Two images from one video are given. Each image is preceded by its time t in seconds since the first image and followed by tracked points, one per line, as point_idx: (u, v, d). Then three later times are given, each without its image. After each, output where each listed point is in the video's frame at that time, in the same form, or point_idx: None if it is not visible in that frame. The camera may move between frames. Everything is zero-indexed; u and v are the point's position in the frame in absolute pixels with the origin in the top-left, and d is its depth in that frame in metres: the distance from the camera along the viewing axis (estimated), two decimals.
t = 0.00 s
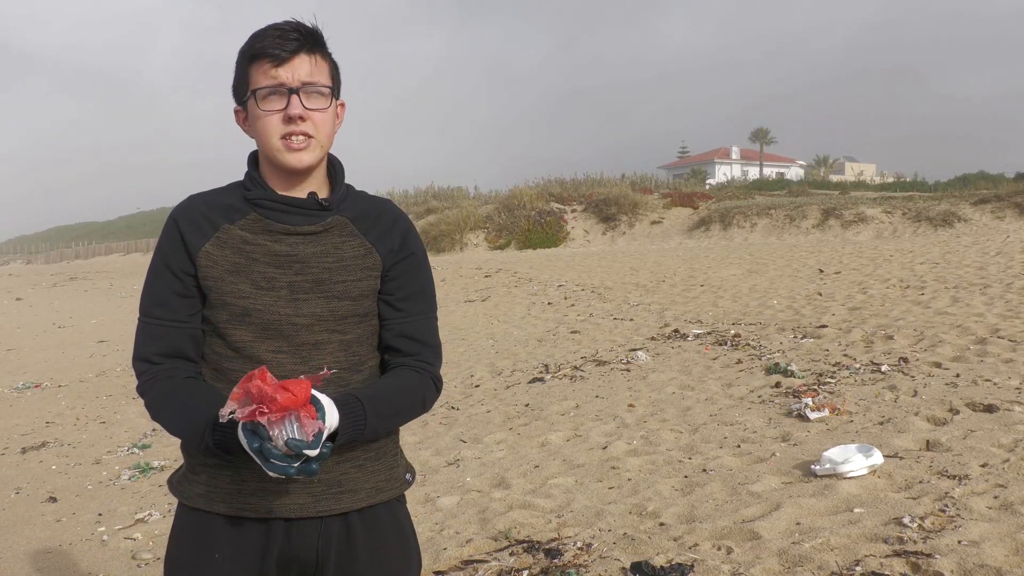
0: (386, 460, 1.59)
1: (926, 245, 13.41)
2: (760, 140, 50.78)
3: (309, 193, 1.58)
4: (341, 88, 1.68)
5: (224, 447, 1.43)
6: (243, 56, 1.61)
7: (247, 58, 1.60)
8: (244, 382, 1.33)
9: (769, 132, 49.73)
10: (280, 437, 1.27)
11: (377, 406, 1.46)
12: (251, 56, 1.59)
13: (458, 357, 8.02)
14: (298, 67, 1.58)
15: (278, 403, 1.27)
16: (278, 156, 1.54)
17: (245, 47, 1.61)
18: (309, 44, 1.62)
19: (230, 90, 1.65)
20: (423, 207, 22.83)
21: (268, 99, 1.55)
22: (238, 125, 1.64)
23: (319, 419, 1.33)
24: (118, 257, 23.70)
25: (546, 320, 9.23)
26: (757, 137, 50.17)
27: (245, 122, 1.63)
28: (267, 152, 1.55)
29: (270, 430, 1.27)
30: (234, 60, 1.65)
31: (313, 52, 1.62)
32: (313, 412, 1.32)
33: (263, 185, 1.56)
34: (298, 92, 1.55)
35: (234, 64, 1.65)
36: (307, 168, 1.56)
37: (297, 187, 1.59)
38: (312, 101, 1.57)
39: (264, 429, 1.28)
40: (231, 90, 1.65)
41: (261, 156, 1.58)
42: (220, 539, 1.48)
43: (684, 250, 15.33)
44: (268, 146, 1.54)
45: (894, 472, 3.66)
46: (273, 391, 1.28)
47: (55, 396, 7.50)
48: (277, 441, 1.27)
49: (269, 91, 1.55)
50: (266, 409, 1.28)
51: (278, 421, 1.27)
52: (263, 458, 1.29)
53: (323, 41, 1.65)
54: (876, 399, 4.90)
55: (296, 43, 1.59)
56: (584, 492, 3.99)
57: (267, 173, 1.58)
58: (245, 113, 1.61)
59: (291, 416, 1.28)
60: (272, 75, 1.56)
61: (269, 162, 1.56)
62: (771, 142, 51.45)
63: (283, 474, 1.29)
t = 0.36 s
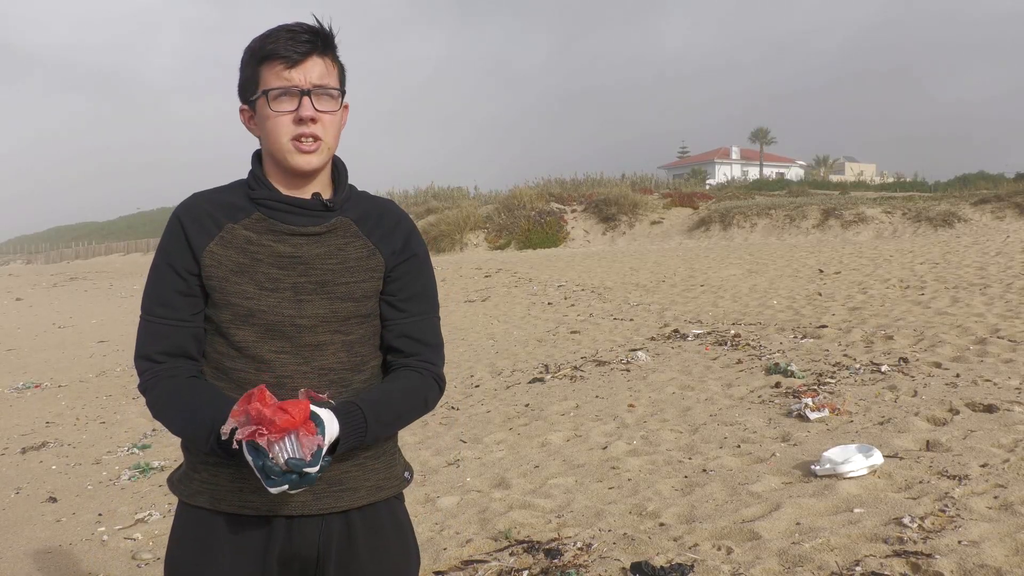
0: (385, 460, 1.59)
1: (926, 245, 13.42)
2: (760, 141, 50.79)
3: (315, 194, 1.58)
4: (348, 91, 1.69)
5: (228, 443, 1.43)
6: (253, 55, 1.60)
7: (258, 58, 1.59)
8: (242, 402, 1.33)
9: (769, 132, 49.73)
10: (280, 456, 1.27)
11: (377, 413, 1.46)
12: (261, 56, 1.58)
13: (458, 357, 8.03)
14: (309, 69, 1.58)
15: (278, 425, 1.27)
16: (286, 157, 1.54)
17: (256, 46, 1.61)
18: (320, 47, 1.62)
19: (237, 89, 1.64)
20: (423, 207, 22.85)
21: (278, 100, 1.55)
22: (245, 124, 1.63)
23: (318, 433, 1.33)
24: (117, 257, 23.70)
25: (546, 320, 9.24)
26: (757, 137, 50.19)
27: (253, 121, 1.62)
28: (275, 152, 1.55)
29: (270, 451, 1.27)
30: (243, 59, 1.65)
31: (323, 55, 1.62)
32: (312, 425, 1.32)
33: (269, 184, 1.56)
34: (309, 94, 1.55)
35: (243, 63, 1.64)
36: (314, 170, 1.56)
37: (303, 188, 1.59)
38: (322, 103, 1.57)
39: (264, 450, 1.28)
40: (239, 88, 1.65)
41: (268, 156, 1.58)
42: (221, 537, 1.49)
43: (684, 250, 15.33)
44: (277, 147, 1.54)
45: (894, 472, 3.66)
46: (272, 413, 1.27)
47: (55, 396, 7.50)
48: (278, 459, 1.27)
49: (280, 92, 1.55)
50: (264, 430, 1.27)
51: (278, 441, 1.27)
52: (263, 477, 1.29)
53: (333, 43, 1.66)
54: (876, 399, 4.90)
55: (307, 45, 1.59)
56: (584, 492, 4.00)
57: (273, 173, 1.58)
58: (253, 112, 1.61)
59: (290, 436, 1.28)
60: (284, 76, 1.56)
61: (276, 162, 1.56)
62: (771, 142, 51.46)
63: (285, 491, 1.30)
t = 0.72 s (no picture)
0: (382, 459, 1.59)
1: (926, 245, 13.43)
2: (760, 141, 50.82)
3: (311, 194, 1.58)
4: (340, 91, 1.68)
5: (224, 441, 1.43)
6: (244, 60, 1.61)
7: (248, 63, 1.60)
8: (231, 381, 1.33)
9: (769, 132, 49.76)
10: (270, 434, 1.28)
11: (368, 394, 1.47)
12: (252, 61, 1.59)
13: (458, 357, 8.04)
14: (299, 70, 1.58)
15: (265, 404, 1.27)
16: (279, 159, 1.54)
17: (246, 51, 1.61)
18: (309, 48, 1.62)
19: (231, 95, 1.65)
20: (423, 207, 22.86)
21: (269, 103, 1.55)
22: (240, 129, 1.64)
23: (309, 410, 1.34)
24: (117, 258, 23.70)
25: (546, 321, 9.24)
26: (757, 137, 50.23)
27: (247, 126, 1.63)
28: (268, 156, 1.55)
29: (259, 431, 1.28)
30: (235, 65, 1.65)
31: (313, 56, 1.62)
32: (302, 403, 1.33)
33: (264, 187, 1.56)
34: (299, 96, 1.56)
35: (234, 68, 1.65)
36: (308, 170, 1.56)
37: (299, 189, 1.59)
38: (313, 104, 1.57)
39: (254, 430, 1.29)
40: (232, 94, 1.65)
41: (263, 159, 1.58)
42: (220, 537, 1.48)
43: (684, 250, 15.34)
44: (270, 149, 1.54)
45: (894, 472, 3.66)
46: (258, 393, 1.27)
47: (55, 396, 7.50)
48: (268, 439, 1.28)
49: (271, 95, 1.55)
50: (252, 411, 1.28)
51: (266, 419, 1.28)
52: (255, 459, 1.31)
53: (323, 44, 1.66)
54: (876, 399, 4.91)
55: (296, 47, 1.60)
56: (584, 492, 4.00)
57: (268, 175, 1.58)
58: (246, 117, 1.61)
59: (279, 415, 1.29)
60: (274, 78, 1.56)
61: (271, 164, 1.56)
62: (771, 142, 51.50)
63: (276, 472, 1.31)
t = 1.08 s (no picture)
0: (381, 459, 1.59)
1: (926, 245, 13.43)
2: (760, 141, 50.83)
3: (311, 194, 1.58)
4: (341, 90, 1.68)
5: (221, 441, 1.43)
6: (246, 58, 1.61)
7: (251, 61, 1.60)
8: (226, 377, 1.33)
9: (769, 132, 49.77)
10: (263, 431, 1.28)
11: (368, 397, 1.47)
12: (254, 59, 1.59)
13: (458, 357, 8.04)
14: (302, 69, 1.58)
15: (256, 399, 1.27)
16: (281, 156, 1.54)
17: (249, 49, 1.61)
18: (313, 47, 1.62)
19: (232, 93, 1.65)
20: (423, 207, 22.87)
21: (272, 101, 1.55)
22: (241, 127, 1.64)
23: (303, 411, 1.33)
24: (117, 258, 23.70)
25: (546, 321, 9.25)
26: (756, 137, 50.24)
27: (248, 124, 1.63)
28: (269, 153, 1.55)
29: (253, 426, 1.28)
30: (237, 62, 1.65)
31: (316, 55, 1.62)
32: (297, 402, 1.33)
33: (265, 184, 1.56)
34: (302, 94, 1.56)
35: (236, 66, 1.65)
36: (309, 168, 1.56)
37: (300, 188, 1.59)
38: (315, 102, 1.57)
39: (247, 425, 1.29)
40: (233, 92, 1.65)
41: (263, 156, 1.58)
42: (218, 537, 1.48)
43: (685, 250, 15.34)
44: (272, 147, 1.54)
45: (894, 472, 3.66)
46: (251, 387, 1.28)
47: (55, 396, 7.51)
48: (262, 436, 1.28)
49: (273, 92, 1.55)
50: (245, 405, 1.28)
51: (260, 415, 1.28)
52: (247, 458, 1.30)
53: (325, 44, 1.66)
54: (876, 399, 4.91)
55: (299, 46, 1.60)
56: (584, 492, 4.00)
57: (269, 174, 1.58)
58: (247, 115, 1.61)
59: (271, 410, 1.28)
60: (276, 76, 1.56)
61: (272, 161, 1.56)
62: (771, 142, 51.50)
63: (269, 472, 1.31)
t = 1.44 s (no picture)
0: (382, 459, 1.60)
1: (926, 245, 13.44)
2: (760, 141, 50.85)
3: (307, 195, 1.59)
4: (324, 83, 1.66)
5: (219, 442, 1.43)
6: (223, 70, 1.63)
7: (226, 72, 1.61)
8: (240, 352, 1.36)
9: (769, 132, 49.76)
10: (268, 410, 1.28)
11: (379, 393, 1.47)
12: (228, 70, 1.61)
13: (458, 357, 8.04)
14: (271, 71, 1.58)
15: (266, 375, 1.28)
16: (265, 163, 1.55)
17: (224, 60, 1.63)
18: (281, 45, 1.61)
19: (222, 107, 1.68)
20: (423, 207, 22.88)
21: (247, 109, 1.56)
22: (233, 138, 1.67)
23: (311, 397, 1.33)
24: (117, 258, 23.73)
25: (546, 321, 9.25)
26: (756, 137, 50.26)
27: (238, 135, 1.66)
28: (256, 162, 1.57)
29: (260, 404, 1.29)
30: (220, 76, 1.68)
31: (287, 54, 1.61)
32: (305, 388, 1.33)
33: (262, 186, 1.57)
34: (274, 97, 1.56)
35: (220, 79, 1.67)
36: (296, 170, 1.56)
37: (294, 191, 1.60)
38: (289, 103, 1.56)
39: (255, 402, 1.31)
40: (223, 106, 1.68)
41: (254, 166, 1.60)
42: (216, 540, 1.48)
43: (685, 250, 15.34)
44: (255, 155, 1.56)
45: (894, 473, 3.66)
46: (262, 363, 1.29)
47: (55, 396, 7.51)
48: (268, 414, 1.28)
49: (247, 101, 1.56)
50: (255, 380, 1.30)
51: (268, 392, 1.29)
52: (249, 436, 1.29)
53: (298, 39, 1.64)
54: (876, 399, 4.91)
55: (267, 48, 1.59)
56: (584, 492, 4.00)
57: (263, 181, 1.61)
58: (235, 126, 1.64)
59: (280, 388, 1.29)
60: (248, 84, 1.57)
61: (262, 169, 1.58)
62: (771, 142, 51.51)
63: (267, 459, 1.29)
